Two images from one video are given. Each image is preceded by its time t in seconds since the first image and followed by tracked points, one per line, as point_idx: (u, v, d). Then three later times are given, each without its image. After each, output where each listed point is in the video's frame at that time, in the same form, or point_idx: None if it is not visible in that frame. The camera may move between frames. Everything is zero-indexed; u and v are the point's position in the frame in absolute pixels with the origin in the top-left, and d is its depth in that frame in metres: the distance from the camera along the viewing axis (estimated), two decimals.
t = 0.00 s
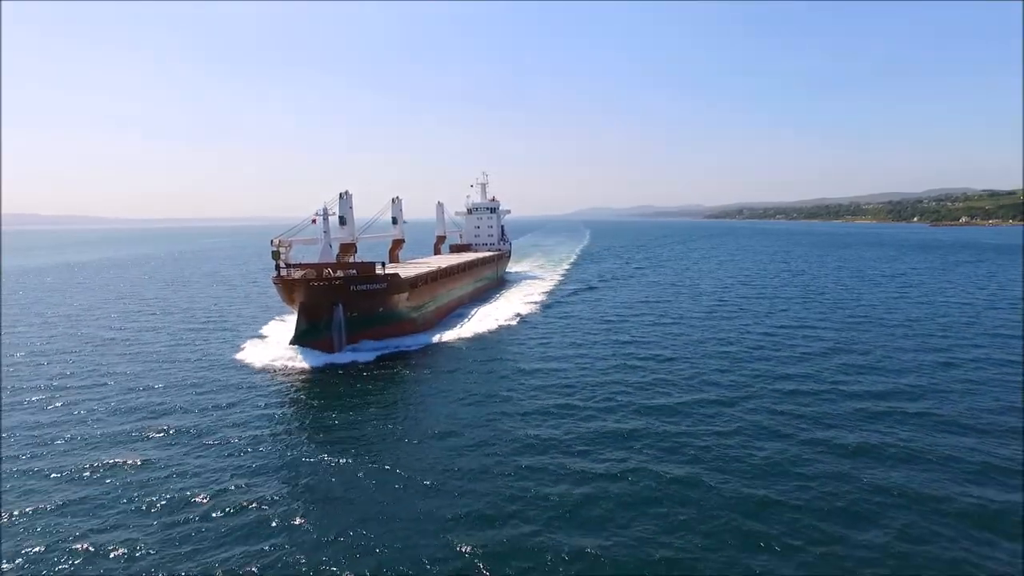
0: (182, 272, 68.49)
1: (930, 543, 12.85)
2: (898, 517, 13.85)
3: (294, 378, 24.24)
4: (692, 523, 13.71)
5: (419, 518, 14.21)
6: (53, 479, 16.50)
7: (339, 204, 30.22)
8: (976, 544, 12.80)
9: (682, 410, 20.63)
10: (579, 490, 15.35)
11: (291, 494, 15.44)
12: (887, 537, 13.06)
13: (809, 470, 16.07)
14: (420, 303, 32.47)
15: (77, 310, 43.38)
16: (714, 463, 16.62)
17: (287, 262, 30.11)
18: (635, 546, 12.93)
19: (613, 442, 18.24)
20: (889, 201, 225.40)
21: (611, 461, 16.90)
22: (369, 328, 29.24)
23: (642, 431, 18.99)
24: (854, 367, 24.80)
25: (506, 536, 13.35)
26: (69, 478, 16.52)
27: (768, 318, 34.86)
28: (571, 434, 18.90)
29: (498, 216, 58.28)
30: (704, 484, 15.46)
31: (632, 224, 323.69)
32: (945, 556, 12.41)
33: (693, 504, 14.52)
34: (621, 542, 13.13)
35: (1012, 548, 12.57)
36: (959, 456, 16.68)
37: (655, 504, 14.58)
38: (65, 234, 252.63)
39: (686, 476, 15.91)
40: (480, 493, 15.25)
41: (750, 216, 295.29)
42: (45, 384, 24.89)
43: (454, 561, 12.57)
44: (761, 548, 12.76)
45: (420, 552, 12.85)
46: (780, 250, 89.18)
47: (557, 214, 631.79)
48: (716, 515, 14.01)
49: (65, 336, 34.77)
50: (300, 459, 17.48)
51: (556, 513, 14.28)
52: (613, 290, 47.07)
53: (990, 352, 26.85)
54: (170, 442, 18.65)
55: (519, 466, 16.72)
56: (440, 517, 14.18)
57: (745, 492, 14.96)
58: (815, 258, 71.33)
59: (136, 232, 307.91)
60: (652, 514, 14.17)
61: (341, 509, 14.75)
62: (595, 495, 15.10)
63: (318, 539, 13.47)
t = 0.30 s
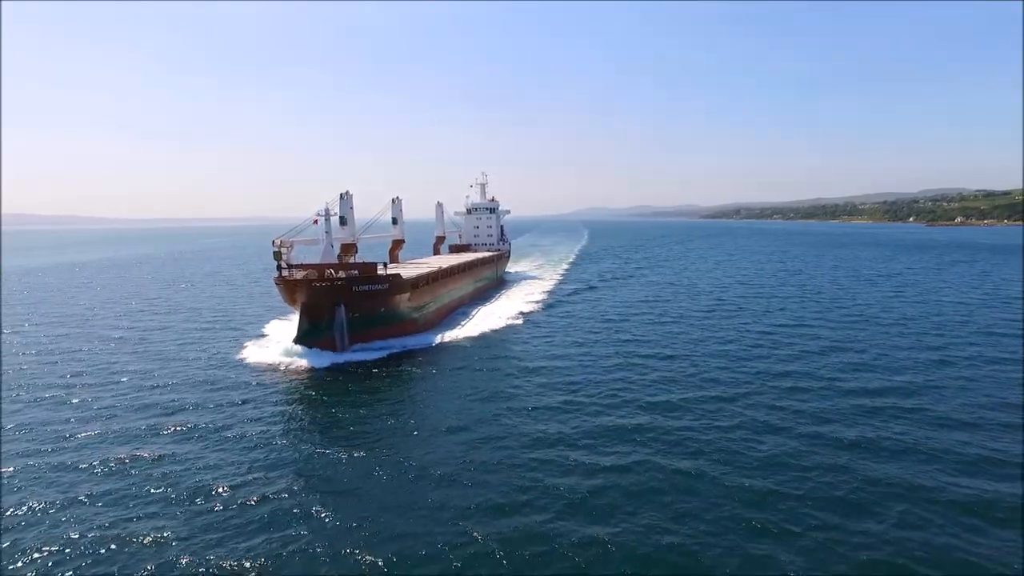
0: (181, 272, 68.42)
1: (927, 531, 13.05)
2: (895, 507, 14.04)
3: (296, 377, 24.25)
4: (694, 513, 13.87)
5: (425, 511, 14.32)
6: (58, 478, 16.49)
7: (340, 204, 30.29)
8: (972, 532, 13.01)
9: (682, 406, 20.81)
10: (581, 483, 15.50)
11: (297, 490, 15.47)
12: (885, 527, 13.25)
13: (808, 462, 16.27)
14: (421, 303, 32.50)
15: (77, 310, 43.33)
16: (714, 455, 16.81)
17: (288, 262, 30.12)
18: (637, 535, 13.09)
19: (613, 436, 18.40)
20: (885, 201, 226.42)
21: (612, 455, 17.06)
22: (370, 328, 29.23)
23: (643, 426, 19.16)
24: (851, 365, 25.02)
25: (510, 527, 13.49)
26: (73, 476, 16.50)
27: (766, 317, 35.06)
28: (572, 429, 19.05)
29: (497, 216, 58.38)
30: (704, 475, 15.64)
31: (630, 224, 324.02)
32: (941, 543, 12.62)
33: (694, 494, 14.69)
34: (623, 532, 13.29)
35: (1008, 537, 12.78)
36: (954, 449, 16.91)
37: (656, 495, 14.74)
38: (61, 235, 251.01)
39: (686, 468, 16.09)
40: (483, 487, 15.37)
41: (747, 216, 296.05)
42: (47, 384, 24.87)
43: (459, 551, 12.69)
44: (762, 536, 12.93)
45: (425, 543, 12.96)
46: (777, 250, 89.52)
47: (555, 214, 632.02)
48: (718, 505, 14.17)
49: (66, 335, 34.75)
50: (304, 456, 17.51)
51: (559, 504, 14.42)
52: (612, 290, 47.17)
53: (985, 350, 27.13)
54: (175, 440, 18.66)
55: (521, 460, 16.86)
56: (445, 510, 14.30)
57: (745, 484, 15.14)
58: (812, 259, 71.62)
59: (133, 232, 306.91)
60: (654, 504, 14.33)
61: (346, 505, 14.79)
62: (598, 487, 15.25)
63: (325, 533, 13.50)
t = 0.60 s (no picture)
0: (177, 272, 68.10)
1: (924, 522, 13.35)
2: (893, 499, 14.30)
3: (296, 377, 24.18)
4: (696, 507, 14.10)
5: (430, 505, 14.45)
6: (56, 478, 16.34)
7: (339, 204, 30.35)
8: (966, 521, 13.34)
9: (681, 403, 21.00)
10: (584, 478, 15.69)
11: (300, 489, 15.42)
12: (883, 519, 13.46)
13: (806, 456, 16.52)
14: (420, 304, 32.58)
15: (72, 310, 43.04)
16: (714, 451, 17.02)
17: (288, 263, 29.96)
18: (642, 529, 13.30)
19: (614, 433, 18.58)
20: (879, 202, 227.77)
21: (613, 450, 17.27)
22: (371, 329, 29.26)
23: (643, 422, 19.34)
24: (846, 362, 25.33)
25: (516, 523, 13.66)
26: (71, 477, 16.33)
27: (762, 317, 35.35)
28: (573, 426, 19.21)
29: (495, 216, 58.50)
30: (705, 470, 15.84)
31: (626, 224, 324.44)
32: (937, 533, 12.91)
33: (695, 489, 14.92)
34: (627, 525, 13.49)
35: (1001, 528, 13.05)
36: (947, 443, 17.23)
37: (659, 490, 14.93)
38: (54, 234, 249.05)
39: (687, 463, 16.31)
40: (487, 483, 15.52)
41: (743, 216, 296.97)
42: (46, 384, 24.75)
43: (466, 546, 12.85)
44: (764, 528, 13.19)
45: (432, 538, 13.08)
46: (773, 250, 89.91)
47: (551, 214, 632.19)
48: (719, 499, 14.40)
49: (63, 335, 34.56)
50: (307, 454, 17.46)
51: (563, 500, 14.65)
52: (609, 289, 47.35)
53: (977, 347, 27.56)
54: (175, 439, 18.55)
55: (524, 457, 17.02)
56: (450, 506, 14.42)
57: (745, 478, 15.38)
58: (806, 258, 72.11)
59: (127, 232, 305.00)
60: (656, 497, 14.55)
61: (351, 503, 14.79)
62: (601, 482, 15.46)
63: (330, 531, 13.50)
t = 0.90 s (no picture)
0: (174, 272, 67.99)
1: (917, 514, 13.68)
2: (887, 492, 14.63)
3: (299, 377, 24.30)
4: (695, 501, 14.38)
5: (435, 502, 14.70)
6: (62, 478, 16.46)
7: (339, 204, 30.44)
8: (957, 513, 13.65)
9: (680, 400, 21.26)
10: (586, 474, 15.95)
11: (305, 488, 15.60)
12: (876, 512, 13.77)
13: (802, 451, 16.85)
14: (421, 304, 32.71)
15: (70, 310, 42.92)
16: (713, 446, 17.31)
17: (288, 264, 29.96)
18: (643, 523, 13.59)
19: (614, 429, 18.83)
20: (874, 202, 229.05)
21: (613, 447, 17.50)
22: (372, 329, 29.37)
23: (642, 419, 19.60)
24: (841, 360, 25.66)
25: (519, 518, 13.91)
26: (80, 476, 16.50)
27: (759, 316, 35.60)
28: (573, 423, 19.46)
29: (493, 215, 58.62)
30: (704, 465, 16.14)
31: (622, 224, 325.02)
32: (930, 525, 13.22)
33: (695, 484, 15.19)
34: (629, 519, 13.76)
35: (991, 519, 13.39)
36: (940, 438, 17.57)
37: (659, 485, 15.22)
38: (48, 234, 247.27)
39: (685, 459, 16.56)
40: (490, 480, 15.75)
41: (738, 216, 298.12)
42: (49, 384, 24.79)
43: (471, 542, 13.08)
44: (761, 521, 13.48)
45: (438, 534, 13.34)
46: (769, 250, 90.30)
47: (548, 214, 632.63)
48: (718, 494, 14.68)
49: (62, 335, 34.49)
50: (311, 453, 17.63)
51: (565, 495, 14.90)
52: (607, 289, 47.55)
53: (970, 345, 27.93)
54: (180, 439, 18.69)
55: (526, 454, 17.25)
56: (455, 504, 14.64)
57: (743, 473, 15.64)
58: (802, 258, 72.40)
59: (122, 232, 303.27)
60: (655, 493, 14.80)
61: (357, 502, 14.96)
62: (601, 478, 15.71)
63: (337, 530, 13.68)
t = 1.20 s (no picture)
0: (170, 272, 67.70)
1: (912, 503, 13.99)
2: (883, 483, 14.94)
3: (300, 377, 24.33)
4: (696, 494, 14.62)
5: (437, 499, 14.83)
6: (63, 478, 16.46)
7: (338, 205, 30.46)
8: (950, 504, 13.90)
9: (678, 397, 21.49)
10: (586, 469, 16.14)
11: (310, 487, 15.67)
12: (871, 504, 13.98)
13: (799, 445, 17.13)
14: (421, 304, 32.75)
15: (65, 311, 42.67)
16: (712, 441, 17.54)
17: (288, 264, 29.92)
18: (645, 515, 13.83)
19: (614, 426, 19.03)
20: (868, 202, 230.54)
21: (612, 444, 17.66)
22: (372, 330, 29.37)
23: (642, 415, 19.80)
24: (837, 358, 25.93)
25: (523, 512, 14.10)
26: (88, 473, 16.68)
27: (756, 315, 35.85)
28: (573, 420, 19.62)
29: (490, 216, 58.73)
30: (704, 459, 16.38)
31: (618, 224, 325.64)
32: (924, 516, 13.44)
33: (695, 477, 15.43)
34: (629, 513, 13.94)
35: (982, 510, 13.63)
36: (934, 432, 17.81)
37: (659, 478, 15.46)
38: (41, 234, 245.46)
39: (683, 454, 16.73)
40: (493, 476, 15.92)
41: (734, 216, 299.08)
42: (50, 384, 24.82)
43: (476, 535, 13.26)
44: (759, 514, 13.66)
45: (440, 529, 13.48)
46: (765, 250, 90.75)
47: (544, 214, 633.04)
48: (717, 486, 14.94)
49: (59, 336, 34.39)
50: (315, 453, 17.71)
51: (568, 489, 15.10)
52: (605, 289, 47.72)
53: (963, 343, 28.31)
54: (182, 439, 18.73)
55: (528, 450, 17.43)
56: (458, 499, 14.78)
57: (740, 468, 15.81)
58: (798, 258, 72.82)
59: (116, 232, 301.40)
60: (654, 487, 15.00)
61: (362, 499, 15.08)
62: (603, 472, 15.93)
63: (343, 527, 13.78)
